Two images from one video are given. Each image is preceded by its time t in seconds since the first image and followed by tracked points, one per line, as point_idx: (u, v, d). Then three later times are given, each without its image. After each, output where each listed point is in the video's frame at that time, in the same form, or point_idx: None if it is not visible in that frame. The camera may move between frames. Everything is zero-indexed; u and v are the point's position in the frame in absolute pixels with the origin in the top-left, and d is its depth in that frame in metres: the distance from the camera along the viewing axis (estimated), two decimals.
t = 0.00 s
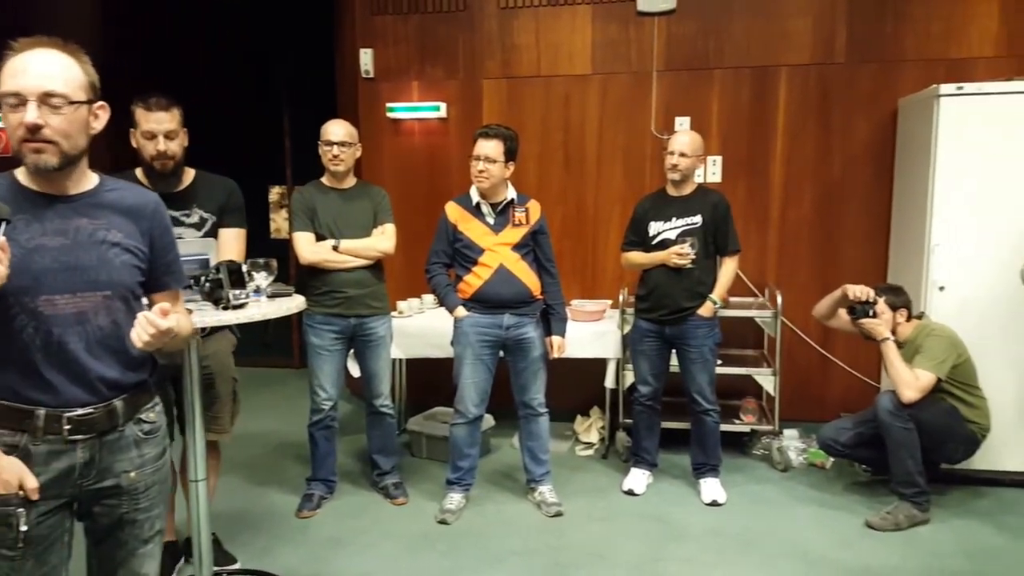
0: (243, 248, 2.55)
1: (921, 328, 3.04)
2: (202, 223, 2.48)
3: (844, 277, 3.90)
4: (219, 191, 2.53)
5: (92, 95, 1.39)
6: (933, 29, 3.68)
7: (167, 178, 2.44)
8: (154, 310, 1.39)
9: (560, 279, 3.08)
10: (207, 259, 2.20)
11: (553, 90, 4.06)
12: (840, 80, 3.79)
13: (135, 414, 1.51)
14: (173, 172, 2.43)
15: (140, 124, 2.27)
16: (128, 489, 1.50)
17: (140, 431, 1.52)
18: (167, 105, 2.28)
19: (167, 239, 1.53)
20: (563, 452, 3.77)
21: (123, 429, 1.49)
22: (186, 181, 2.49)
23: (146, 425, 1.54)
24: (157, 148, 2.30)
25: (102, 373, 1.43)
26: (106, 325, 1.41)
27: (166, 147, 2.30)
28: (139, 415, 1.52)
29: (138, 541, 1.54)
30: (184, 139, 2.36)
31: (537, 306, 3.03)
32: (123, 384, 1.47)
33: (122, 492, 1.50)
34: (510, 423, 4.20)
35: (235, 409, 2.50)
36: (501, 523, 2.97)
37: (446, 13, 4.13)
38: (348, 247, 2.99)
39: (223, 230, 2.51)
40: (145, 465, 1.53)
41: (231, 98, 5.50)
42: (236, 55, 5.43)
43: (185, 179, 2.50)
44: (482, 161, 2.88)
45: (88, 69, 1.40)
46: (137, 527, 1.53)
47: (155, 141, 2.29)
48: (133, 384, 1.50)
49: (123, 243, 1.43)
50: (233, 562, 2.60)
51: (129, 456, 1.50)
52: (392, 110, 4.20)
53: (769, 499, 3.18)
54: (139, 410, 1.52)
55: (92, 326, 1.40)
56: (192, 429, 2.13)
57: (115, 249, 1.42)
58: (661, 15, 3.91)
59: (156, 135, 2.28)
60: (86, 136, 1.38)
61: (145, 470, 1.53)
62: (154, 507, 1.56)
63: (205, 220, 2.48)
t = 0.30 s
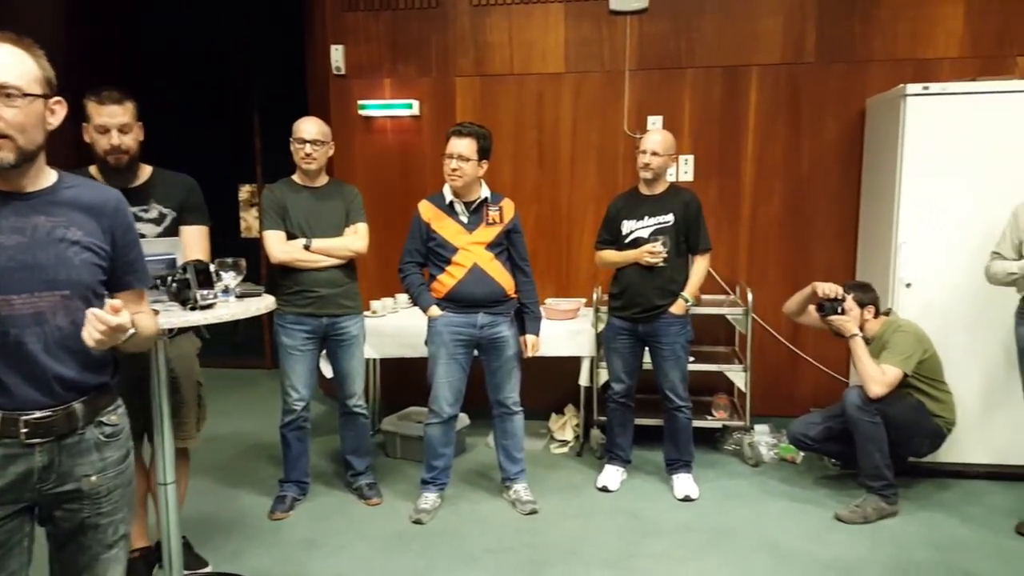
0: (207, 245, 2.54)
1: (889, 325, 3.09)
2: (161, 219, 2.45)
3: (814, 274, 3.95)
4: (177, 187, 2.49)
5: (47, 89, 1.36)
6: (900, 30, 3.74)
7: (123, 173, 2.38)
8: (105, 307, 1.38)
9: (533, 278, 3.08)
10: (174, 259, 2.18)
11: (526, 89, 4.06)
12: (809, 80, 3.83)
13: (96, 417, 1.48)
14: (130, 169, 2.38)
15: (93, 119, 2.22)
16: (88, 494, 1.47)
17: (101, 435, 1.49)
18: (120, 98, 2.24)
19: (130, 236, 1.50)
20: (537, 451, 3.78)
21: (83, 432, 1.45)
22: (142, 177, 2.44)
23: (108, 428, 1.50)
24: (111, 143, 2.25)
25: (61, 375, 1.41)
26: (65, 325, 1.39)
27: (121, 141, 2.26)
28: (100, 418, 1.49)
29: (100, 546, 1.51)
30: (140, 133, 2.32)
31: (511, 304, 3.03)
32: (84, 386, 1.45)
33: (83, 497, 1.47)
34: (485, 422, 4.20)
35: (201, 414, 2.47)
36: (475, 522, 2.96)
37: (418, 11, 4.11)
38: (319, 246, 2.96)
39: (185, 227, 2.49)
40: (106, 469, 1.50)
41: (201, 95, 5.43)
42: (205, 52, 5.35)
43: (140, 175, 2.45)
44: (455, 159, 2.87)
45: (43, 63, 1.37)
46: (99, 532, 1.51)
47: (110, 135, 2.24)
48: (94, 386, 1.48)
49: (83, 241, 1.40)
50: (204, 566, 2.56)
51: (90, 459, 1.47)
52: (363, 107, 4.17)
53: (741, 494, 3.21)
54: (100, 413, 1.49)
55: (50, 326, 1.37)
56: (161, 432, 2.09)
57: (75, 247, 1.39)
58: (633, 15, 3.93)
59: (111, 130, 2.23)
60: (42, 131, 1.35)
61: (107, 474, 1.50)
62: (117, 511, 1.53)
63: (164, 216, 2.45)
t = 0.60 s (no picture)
0: (168, 244, 2.51)
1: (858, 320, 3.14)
2: (120, 217, 2.40)
3: (785, 269, 4.00)
4: (133, 185, 2.45)
5: (8, 85, 1.32)
6: (868, 28, 3.79)
7: (77, 172, 2.33)
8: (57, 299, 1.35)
9: (508, 274, 3.08)
10: (142, 257, 2.13)
11: (499, 85, 4.05)
12: (779, 77, 3.87)
13: (58, 418, 1.45)
14: (85, 168, 2.33)
15: (42, 117, 2.15)
16: (51, 495, 1.45)
17: (63, 436, 1.46)
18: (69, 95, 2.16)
19: (97, 235, 1.47)
20: (513, 447, 3.78)
21: (44, 433, 1.42)
22: (96, 176, 2.39)
23: (71, 429, 1.47)
24: (63, 141, 2.19)
25: (22, 375, 1.38)
26: (25, 326, 1.36)
27: (72, 140, 2.19)
28: (63, 419, 1.46)
29: (65, 549, 1.49)
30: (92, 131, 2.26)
31: (486, 302, 3.02)
32: (45, 386, 1.42)
33: (46, 499, 1.44)
34: (460, 419, 4.19)
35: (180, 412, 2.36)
36: (450, 520, 2.95)
37: (390, 6, 4.08)
38: (290, 244, 2.93)
39: (146, 225, 2.45)
40: (70, 470, 1.47)
41: (169, 92, 5.35)
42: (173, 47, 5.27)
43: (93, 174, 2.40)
44: (427, 156, 2.85)
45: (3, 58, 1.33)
46: (64, 535, 1.48)
47: (60, 133, 2.17)
48: (57, 387, 1.45)
49: (45, 239, 1.37)
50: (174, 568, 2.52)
51: (52, 461, 1.44)
52: (335, 104, 4.12)
53: (715, 488, 3.24)
54: (62, 414, 1.46)
55: (10, 327, 1.34)
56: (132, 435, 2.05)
57: (36, 246, 1.36)
58: (605, 12, 3.94)
59: (62, 128, 2.17)
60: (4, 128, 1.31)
61: (70, 476, 1.47)
62: (82, 513, 1.51)
63: (123, 213, 2.41)
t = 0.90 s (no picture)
0: (133, 237, 2.47)
1: (827, 314, 3.19)
2: (82, 209, 2.37)
3: (756, 265, 4.05)
4: (94, 178, 2.41)
5: None
6: (838, 27, 3.85)
7: (34, 165, 2.28)
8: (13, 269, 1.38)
9: (482, 270, 3.08)
10: (105, 253, 2.11)
11: (473, 81, 4.04)
12: (751, 76, 3.91)
13: (16, 416, 1.42)
14: (43, 161, 2.29)
15: None
16: (11, 495, 1.43)
17: (22, 435, 1.43)
18: (22, 88, 2.09)
19: (60, 230, 1.48)
20: (487, 443, 3.79)
21: (3, 432, 1.40)
22: (55, 169, 2.35)
23: (30, 428, 1.45)
24: (17, 135, 2.11)
25: None
26: None
27: (26, 133, 2.12)
28: (22, 418, 1.43)
29: (26, 549, 1.47)
30: (48, 123, 2.18)
31: (460, 298, 3.02)
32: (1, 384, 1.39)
33: (5, 499, 1.42)
34: (435, 416, 4.19)
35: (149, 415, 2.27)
36: (424, 517, 2.95)
37: None
38: (261, 238, 2.89)
39: (109, 218, 2.42)
40: (30, 470, 1.45)
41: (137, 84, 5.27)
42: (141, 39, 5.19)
43: (52, 168, 2.36)
44: (401, 151, 2.84)
45: None
46: (24, 535, 1.46)
47: (14, 126, 2.10)
48: (13, 385, 1.42)
49: (7, 235, 1.38)
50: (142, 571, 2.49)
51: (11, 461, 1.42)
52: (308, 97, 4.07)
53: (687, 482, 3.27)
54: (21, 412, 1.43)
55: None
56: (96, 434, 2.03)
57: None
58: (580, 8, 3.95)
59: (15, 121, 2.09)
60: None
61: (30, 475, 1.45)
62: (42, 513, 1.49)
63: (86, 205, 2.37)
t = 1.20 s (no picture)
0: (95, 233, 2.41)
1: (791, 309, 3.24)
2: (43, 205, 2.31)
3: (721, 261, 4.09)
4: (55, 173, 2.35)
5: None
6: (801, 27, 3.90)
7: None
8: None
9: (450, 267, 3.07)
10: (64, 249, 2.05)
11: (441, 77, 4.02)
12: (716, 74, 3.95)
13: None
14: None
15: None
16: None
17: None
18: None
19: (23, 225, 1.66)
20: (455, 440, 3.78)
21: None
22: (14, 165, 2.29)
23: None
24: None
25: None
26: None
27: None
28: None
29: None
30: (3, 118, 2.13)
31: (428, 294, 3.01)
32: None
33: None
34: (402, 414, 4.17)
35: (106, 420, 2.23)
36: (391, 515, 2.94)
37: None
38: (224, 235, 2.86)
39: (71, 214, 2.36)
40: None
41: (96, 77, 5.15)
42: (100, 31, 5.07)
43: (11, 164, 2.30)
44: (368, 146, 2.82)
45: None
46: None
47: None
48: None
49: None
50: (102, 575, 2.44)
51: None
52: (273, 92, 4.00)
53: (654, 476, 3.30)
54: None
55: None
56: (51, 434, 1.98)
57: None
58: (547, 5, 3.95)
59: None
60: None
61: None
62: None
63: (46, 201, 2.32)
